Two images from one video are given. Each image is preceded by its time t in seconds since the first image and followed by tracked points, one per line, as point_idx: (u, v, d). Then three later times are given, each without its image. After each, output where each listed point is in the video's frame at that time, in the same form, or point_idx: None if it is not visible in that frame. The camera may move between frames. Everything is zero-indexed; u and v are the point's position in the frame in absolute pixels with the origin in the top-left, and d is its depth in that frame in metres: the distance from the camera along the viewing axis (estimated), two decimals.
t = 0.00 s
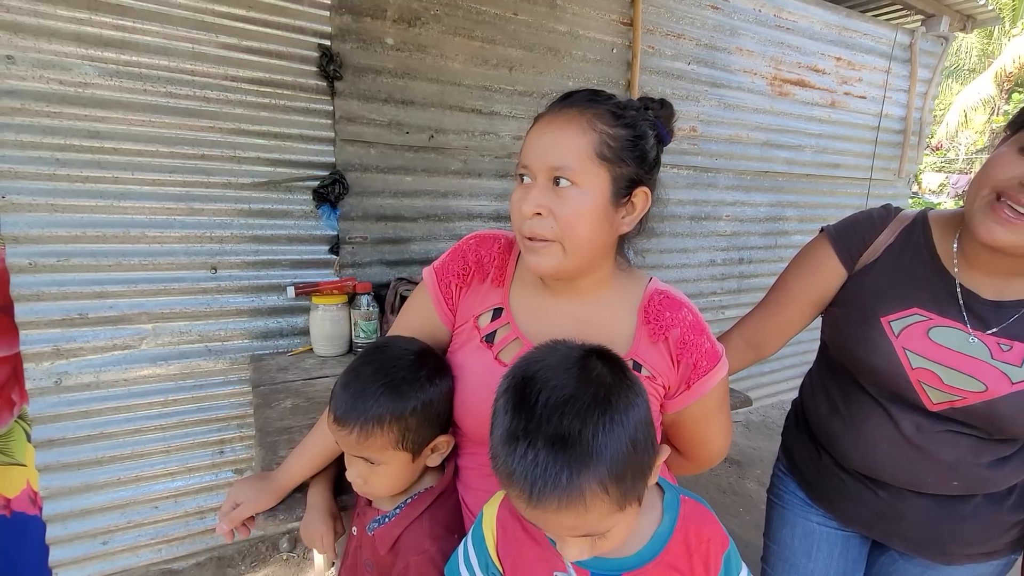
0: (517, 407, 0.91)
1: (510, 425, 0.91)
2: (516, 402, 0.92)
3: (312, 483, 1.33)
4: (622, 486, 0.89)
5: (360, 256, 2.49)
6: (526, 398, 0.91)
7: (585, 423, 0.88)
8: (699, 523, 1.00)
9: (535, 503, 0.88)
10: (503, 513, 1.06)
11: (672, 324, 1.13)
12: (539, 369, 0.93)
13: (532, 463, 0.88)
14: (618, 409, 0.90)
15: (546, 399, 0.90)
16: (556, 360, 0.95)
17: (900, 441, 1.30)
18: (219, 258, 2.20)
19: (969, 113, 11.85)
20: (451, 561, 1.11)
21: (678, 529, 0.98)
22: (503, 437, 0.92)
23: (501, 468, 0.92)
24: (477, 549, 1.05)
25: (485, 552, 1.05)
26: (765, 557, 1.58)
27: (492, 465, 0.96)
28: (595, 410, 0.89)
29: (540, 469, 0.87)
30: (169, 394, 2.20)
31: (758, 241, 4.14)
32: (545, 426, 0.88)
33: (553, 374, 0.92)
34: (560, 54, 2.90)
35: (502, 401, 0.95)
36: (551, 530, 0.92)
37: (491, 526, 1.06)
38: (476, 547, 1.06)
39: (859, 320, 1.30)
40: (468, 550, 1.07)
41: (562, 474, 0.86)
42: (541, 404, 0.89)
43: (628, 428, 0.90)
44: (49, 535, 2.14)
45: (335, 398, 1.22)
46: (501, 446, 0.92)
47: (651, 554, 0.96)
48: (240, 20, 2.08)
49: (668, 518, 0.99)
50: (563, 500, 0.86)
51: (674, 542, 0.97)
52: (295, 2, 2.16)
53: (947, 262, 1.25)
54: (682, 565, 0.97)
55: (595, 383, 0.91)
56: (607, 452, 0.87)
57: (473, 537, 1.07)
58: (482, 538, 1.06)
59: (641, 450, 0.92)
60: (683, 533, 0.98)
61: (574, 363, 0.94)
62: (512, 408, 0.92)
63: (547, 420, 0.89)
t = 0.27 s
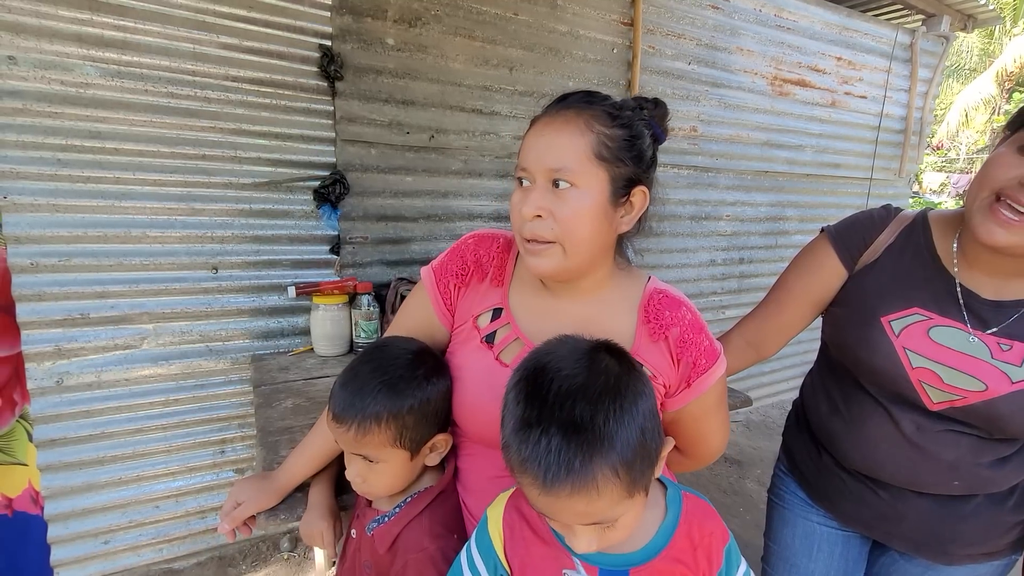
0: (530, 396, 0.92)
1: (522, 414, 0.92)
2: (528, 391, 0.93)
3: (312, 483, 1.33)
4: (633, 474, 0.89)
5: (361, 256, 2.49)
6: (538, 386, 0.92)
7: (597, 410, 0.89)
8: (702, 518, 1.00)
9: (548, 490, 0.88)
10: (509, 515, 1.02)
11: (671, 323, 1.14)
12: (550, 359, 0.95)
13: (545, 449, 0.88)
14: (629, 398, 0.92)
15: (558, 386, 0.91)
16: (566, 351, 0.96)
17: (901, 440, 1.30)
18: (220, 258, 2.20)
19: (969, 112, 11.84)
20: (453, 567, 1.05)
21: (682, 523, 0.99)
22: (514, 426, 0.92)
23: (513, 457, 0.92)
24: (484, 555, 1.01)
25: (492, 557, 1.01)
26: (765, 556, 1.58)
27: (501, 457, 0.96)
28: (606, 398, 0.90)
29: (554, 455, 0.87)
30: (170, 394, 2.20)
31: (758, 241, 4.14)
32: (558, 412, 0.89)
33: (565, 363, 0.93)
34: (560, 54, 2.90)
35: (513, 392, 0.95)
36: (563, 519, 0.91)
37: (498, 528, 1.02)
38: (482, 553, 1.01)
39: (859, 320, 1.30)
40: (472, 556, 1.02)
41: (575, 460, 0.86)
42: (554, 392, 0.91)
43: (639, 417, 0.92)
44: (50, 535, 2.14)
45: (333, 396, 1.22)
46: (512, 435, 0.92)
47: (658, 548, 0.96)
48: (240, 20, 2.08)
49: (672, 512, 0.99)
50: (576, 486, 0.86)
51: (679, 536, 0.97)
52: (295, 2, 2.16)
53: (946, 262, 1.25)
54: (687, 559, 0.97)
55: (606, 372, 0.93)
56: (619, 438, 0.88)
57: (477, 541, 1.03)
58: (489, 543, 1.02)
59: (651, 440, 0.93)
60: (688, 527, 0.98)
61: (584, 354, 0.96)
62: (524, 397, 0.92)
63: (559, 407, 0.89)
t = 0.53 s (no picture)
0: (531, 406, 0.92)
1: (523, 425, 0.92)
2: (528, 401, 0.93)
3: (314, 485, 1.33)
4: (635, 484, 0.90)
5: (362, 256, 2.49)
6: (539, 397, 0.92)
7: (599, 421, 0.89)
8: (707, 525, 1.01)
9: (550, 502, 0.88)
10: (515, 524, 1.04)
11: (674, 325, 1.14)
12: (551, 368, 0.94)
13: (546, 461, 0.88)
14: (631, 408, 0.91)
15: (560, 397, 0.91)
16: (568, 359, 0.96)
17: (902, 441, 1.30)
18: (221, 259, 2.20)
19: (970, 112, 11.83)
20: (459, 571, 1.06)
21: (688, 530, 0.99)
22: (516, 436, 0.93)
23: (514, 468, 0.92)
24: (490, 563, 1.01)
25: (499, 564, 1.01)
26: (766, 557, 1.59)
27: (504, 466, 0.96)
28: (608, 408, 0.90)
29: (555, 467, 0.87)
30: (171, 394, 2.21)
31: (759, 241, 4.14)
32: (559, 424, 0.89)
33: (566, 373, 0.93)
34: (561, 54, 2.90)
35: (514, 401, 0.95)
36: (565, 530, 0.92)
37: (506, 538, 1.03)
38: (488, 560, 1.02)
39: (860, 321, 1.31)
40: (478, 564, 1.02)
41: (576, 472, 0.87)
42: (555, 403, 0.90)
43: (641, 426, 0.91)
44: (52, 535, 2.15)
45: (336, 402, 1.22)
46: (514, 445, 0.93)
47: (665, 556, 0.96)
48: (242, 21, 2.08)
49: (678, 519, 1.00)
50: (577, 499, 0.87)
51: (685, 543, 0.98)
52: (296, 3, 2.16)
53: (947, 263, 1.25)
54: (694, 567, 0.97)
55: (608, 382, 0.92)
56: (621, 450, 0.88)
57: (483, 551, 1.04)
58: (496, 551, 1.02)
59: (654, 449, 0.93)
60: (694, 534, 0.99)
61: (586, 362, 0.95)
62: (525, 407, 0.92)
63: (560, 418, 0.89)
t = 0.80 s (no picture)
0: (538, 412, 0.92)
1: (530, 430, 0.92)
2: (536, 406, 0.93)
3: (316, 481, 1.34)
4: (642, 492, 0.90)
5: (363, 255, 2.49)
6: (547, 403, 0.91)
7: (607, 429, 0.89)
8: (712, 527, 1.00)
9: (556, 509, 0.89)
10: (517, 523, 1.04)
11: (677, 326, 1.14)
12: (559, 373, 0.94)
13: (554, 469, 0.88)
14: (639, 416, 0.91)
15: (568, 404, 0.90)
16: (576, 364, 0.95)
17: (903, 439, 1.30)
18: (223, 258, 2.20)
19: (971, 112, 11.81)
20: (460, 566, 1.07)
21: (692, 532, 0.99)
22: (522, 442, 0.92)
23: (520, 473, 0.92)
24: (490, 560, 1.02)
25: (500, 562, 1.02)
26: (767, 556, 1.59)
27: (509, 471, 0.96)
28: (617, 416, 0.89)
29: (562, 474, 0.87)
30: (173, 393, 2.21)
31: (760, 240, 4.14)
32: (567, 431, 0.89)
33: (574, 379, 0.92)
34: (562, 53, 2.90)
35: (521, 406, 0.95)
36: (570, 536, 0.92)
37: (506, 534, 1.03)
38: (490, 557, 1.02)
39: (861, 320, 1.31)
40: (478, 559, 1.03)
41: (584, 480, 0.87)
42: (563, 409, 0.90)
43: (650, 434, 0.91)
44: (54, 533, 2.15)
45: (337, 404, 1.23)
46: (520, 451, 0.92)
47: (668, 557, 0.97)
48: (243, 20, 2.08)
49: (682, 521, 1.00)
50: (584, 507, 0.87)
51: (689, 545, 0.98)
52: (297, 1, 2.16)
53: (949, 262, 1.25)
54: (696, 568, 0.98)
55: (617, 389, 0.92)
56: (628, 458, 0.88)
57: (484, 545, 1.04)
58: (497, 548, 1.03)
59: (661, 456, 0.93)
60: (698, 537, 0.99)
61: (595, 368, 0.94)
62: (533, 413, 0.92)
63: (568, 426, 0.89)
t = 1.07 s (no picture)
0: (535, 416, 0.91)
1: (526, 434, 0.92)
2: (533, 410, 0.92)
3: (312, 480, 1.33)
4: (638, 497, 0.90)
5: (362, 253, 2.49)
6: (545, 407, 0.91)
7: (604, 434, 0.88)
8: (708, 522, 1.00)
9: (552, 514, 0.89)
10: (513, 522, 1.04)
11: (671, 326, 1.13)
12: (557, 376, 0.93)
13: (550, 474, 0.88)
14: (637, 420, 0.90)
15: (565, 408, 0.90)
16: (574, 367, 0.94)
17: (902, 437, 1.30)
18: (221, 256, 2.20)
19: (971, 111, 11.80)
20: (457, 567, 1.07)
21: (688, 529, 0.99)
22: (519, 445, 0.92)
23: (517, 477, 0.92)
24: (487, 560, 1.02)
25: (496, 564, 1.02)
26: (765, 554, 1.59)
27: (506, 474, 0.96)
28: (614, 421, 0.89)
29: (558, 480, 0.87)
30: (172, 391, 2.21)
31: (759, 238, 4.14)
32: (564, 436, 0.88)
33: (572, 382, 0.92)
34: (561, 52, 2.90)
35: (518, 409, 0.94)
36: (566, 540, 0.93)
37: (501, 532, 1.03)
38: (486, 558, 1.02)
39: (860, 317, 1.31)
40: (476, 562, 1.03)
41: (579, 486, 0.87)
42: (560, 414, 0.89)
43: (647, 439, 0.91)
44: (53, 532, 2.15)
45: (330, 406, 1.22)
46: (517, 455, 0.92)
47: (665, 555, 0.96)
48: (241, 18, 2.08)
49: (678, 518, 1.00)
50: (579, 512, 0.87)
51: (684, 542, 0.98)
52: None
53: (948, 260, 1.25)
54: (693, 565, 0.98)
55: (615, 393, 0.91)
56: (625, 464, 0.88)
57: (480, 547, 1.04)
58: (492, 549, 1.03)
59: (658, 461, 0.92)
60: (694, 533, 0.99)
61: (593, 371, 0.93)
62: (529, 417, 0.92)
63: (565, 431, 0.89)
